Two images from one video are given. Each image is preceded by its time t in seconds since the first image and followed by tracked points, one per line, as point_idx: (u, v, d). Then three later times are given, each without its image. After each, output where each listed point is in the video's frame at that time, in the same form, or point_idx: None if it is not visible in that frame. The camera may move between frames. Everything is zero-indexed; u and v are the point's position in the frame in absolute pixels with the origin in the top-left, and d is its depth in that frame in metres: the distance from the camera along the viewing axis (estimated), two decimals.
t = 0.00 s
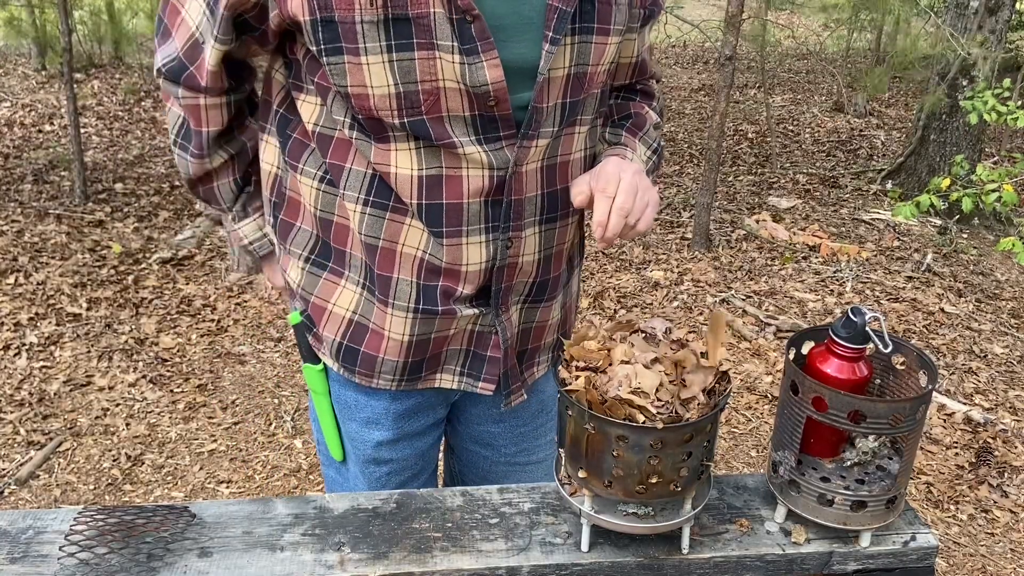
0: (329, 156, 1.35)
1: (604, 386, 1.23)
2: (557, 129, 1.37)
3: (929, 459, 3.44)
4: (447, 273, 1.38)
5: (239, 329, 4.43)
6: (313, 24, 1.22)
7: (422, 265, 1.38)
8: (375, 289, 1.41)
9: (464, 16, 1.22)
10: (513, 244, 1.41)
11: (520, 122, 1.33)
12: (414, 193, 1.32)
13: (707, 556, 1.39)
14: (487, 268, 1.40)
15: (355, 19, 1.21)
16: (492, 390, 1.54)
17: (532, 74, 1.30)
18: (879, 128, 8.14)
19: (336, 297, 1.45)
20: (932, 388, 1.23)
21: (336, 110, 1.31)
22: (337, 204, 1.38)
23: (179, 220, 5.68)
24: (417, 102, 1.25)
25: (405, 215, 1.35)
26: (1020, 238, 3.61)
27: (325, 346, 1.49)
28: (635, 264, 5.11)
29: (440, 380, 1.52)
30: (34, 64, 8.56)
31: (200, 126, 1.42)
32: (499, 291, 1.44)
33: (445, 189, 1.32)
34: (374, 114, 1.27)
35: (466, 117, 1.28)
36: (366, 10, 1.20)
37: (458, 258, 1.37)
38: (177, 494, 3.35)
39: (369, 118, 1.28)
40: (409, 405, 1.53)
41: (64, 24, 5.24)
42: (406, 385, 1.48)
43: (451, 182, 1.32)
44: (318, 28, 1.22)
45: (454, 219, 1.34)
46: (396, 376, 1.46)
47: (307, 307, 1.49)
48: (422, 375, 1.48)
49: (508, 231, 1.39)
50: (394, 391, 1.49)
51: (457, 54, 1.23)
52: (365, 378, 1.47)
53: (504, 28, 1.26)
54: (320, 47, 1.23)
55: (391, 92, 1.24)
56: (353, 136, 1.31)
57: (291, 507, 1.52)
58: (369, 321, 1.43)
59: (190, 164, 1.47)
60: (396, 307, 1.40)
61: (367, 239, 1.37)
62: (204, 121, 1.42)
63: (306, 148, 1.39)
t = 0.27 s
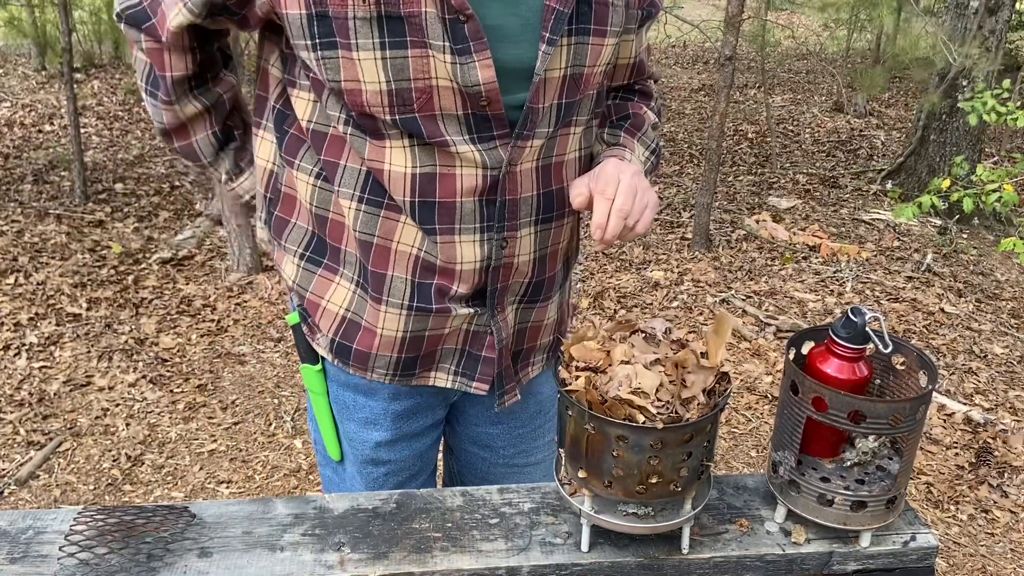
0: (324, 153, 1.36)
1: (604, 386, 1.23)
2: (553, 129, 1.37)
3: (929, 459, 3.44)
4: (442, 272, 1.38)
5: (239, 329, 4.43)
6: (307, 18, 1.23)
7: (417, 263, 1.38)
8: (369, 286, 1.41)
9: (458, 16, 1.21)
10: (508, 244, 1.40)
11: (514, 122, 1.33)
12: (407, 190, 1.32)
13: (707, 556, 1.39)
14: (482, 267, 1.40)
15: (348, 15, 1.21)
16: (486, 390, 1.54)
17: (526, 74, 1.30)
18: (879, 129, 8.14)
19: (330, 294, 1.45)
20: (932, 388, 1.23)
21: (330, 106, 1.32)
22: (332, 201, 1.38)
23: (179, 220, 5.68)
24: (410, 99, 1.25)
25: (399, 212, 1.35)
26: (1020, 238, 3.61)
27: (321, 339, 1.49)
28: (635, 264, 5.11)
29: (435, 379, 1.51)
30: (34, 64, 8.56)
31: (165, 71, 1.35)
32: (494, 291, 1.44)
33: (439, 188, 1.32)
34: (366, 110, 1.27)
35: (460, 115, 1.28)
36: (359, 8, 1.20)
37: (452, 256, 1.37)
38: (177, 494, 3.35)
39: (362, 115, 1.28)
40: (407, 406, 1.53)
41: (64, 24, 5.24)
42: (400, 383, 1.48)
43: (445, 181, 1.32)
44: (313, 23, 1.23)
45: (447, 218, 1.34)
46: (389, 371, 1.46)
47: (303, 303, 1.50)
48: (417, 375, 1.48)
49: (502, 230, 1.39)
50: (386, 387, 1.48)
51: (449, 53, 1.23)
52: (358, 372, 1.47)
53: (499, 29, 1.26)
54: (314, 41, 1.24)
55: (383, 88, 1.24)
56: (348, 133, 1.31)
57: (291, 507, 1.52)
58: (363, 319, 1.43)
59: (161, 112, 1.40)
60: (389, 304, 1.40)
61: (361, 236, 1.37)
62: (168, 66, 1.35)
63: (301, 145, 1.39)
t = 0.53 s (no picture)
0: (317, 147, 1.37)
1: (604, 386, 1.23)
2: (547, 126, 1.37)
3: (929, 459, 3.44)
4: (436, 266, 1.39)
5: (239, 329, 4.43)
6: (298, 13, 1.26)
7: (412, 257, 1.38)
8: (364, 280, 1.41)
9: (441, 11, 1.21)
10: (502, 240, 1.40)
11: (504, 116, 1.32)
12: (398, 184, 1.33)
13: (707, 556, 1.39)
14: (475, 263, 1.40)
15: (335, 10, 1.23)
16: (482, 387, 1.52)
17: (518, 72, 1.29)
18: (879, 129, 8.14)
19: (326, 288, 1.45)
20: (932, 388, 1.23)
21: (321, 100, 1.33)
22: (327, 195, 1.39)
23: (179, 220, 5.68)
24: (398, 94, 1.26)
25: (393, 206, 1.35)
26: (1020, 238, 3.61)
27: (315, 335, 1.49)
28: (635, 264, 5.11)
29: (430, 375, 1.50)
30: (34, 64, 8.57)
31: (181, 61, 1.47)
32: (489, 288, 1.43)
33: (430, 182, 1.33)
34: (356, 104, 1.29)
35: (449, 110, 1.28)
36: (345, 2, 1.22)
37: (445, 250, 1.37)
38: (177, 494, 3.35)
39: (352, 108, 1.30)
40: (410, 407, 1.53)
41: (65, 23, 5.24)
42: (395, 379, 1.47)
43: (435, 175, 1.32)
44: (303, 17, 1.26)
45: (438, 212, 1.35)
46: (385, 368, 1.45)
47: (298, 297, 1.50)
48: (411, 371, 1.47)
49: (496, 226, 1.38)
50: (383, 384, 1.48)
51: (434, 49, 1.22)
52: (352, 370, 1.47)
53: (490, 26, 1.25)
54: (305, 35, 1.27)
55: (371, 83, 1.26)
56: (340, 126, 1.33)
57: (291, 507, 1.52)
58: (358, 313, 1.43)
59: (181, 101, 1.54)
60: (384, 298, 1.40)
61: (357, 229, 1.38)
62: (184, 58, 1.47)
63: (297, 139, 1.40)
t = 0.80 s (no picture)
0: (308, 143, 1.38)
1: (604, 386, 1.23)
2: (537, 124, 1.36)
3: (929, 459, 3.44)
4: (424, 263, 1.39)
5: (239, 329, 4.43)
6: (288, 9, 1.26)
7: (400, 253, 1.38)
8: (349, 275, 1.41)
9: (430, 5, 1.21)
10: (490, 239, 1.40)
11: (492, 112, 1.32)
12: (384, 179, 1.33)
13: (708, 556, 1.39)
14: (462, 261, 1.39)
15: (324, 6, 1.23)
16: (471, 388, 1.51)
17: (508, 68, 1.29)
18: (879, 129, 8.14)
19: (316, 285, 1.46)
20: (932, 388, 1.23)
21: (311, 96, 1.34)
22: (317, 192, 1.39)
23: (180, 220, 5.69)
24: (386, 89, 1.26)
25: (381, 203, 1.35)
26: (1020, 238, 3.61)
27: (304, 332, 1.49)
28: (635, 264, 5.11)
29: (418, 375, 1.49)
30: (34, 64, 8.58)
31: (214, 103, 1.50)
32: (477, 287, 1.42)
33: (417, 178, 1.33)
34: (345, 99, 1.29)
35: (438, 106, 1.28)
36: None
37: (432, 247, 1.37)
38: (177, 494, 3.35)
39: (341, 103, 1.30)
40: (403, 406, 1.53)
41: (65, 23, 5.25)
42: (384, 377, 1.47)
43: (423, 172, 1.32)
44: (292, 12, 1.26)
45: (425, 209, 1.35)
46: (371, 367, 1.45)
47: (287, 294, 1.50)
48: (400, 370, 1.47)
49: (483, 224, 1.38)
50: (373, 382, 1.48)
51: (422, 42, 1.23)
52: (339, 368, 1.47)
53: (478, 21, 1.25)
54: (295, 30, 1.27)
55: (359, 77, 1.26)
56: (329, 122, 1.33)
57: (291, 507, 1.52)
58: (346, 311, 1.43)
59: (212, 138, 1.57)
60: (370, 294, 1.40)
61: (344, 226, 1.38)
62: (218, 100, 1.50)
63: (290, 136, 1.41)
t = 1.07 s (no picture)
0: (304, 143, 1.38)
1: (604, 385, 1.23)
2: (533, 122, 1.36)
3: (929, 459, 3.44)
4: (419, 263, 1.39)
5: (239, 329, 4.43)
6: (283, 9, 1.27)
7: (395, 253, 1.38)
8: (344, 275, 1.41)
9: (424, 4, 1.21)
10: (486, 238, 1.40)
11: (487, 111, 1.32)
12: (380, 178, 1.33)
13: (707, 557, 1.39)
14: (458, 260, 1.39)
15: (318, 6, 1.23)
16: (468, 388, 1.51)
17: (502, 67, 1.29)
18: (879, 129, 8.14)
19: (312, 284, 1.46)
20: (932, 388, 1.23)
21: (308, 96, 1.34)
22: (313, 192, 1.39)
23: (179, 220, 5.69)
24: (381, 89, 1.26)
25: (377, 202, 1.35)
26: (1020, 238, 3.61)
27: (302, 331, 1.49)
28: (635, 264, 5.11)
29: (416, 374, 1.49)
30: (34, 64, 8.58)
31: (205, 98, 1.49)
32: (473, 286, 1.42)
33: (414, 177, 1.33)
34: (340, 100, 1.29)
35: (432, 105, 1.28)
36: None
37: (426, 246, 1.37)
38: (177, 495, 3.35)
39: (337, 103, 1.30)
40: (402, 405, 1.53)
41: (65, 23, 5.24)
42: (380, 376, 1.47)
43: (418, 171, 1.32)
44: (287, 13, 1.26)
45: (421, 208, 1.35)
46: (368, 365, 1.45)
47: (283, 293, 1.50)
48: (397, 369, 1.47)
49: (479, 222, 1.38)
50: (370, 380, 1.47)
51: (416, 41, 1.23)
52: (338, 364, 1.47)
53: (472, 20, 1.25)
54: (290, 31, 1.27)
55: (354, 77, 1.26)
56: (325, 123, 1.33)
57: (291, 507, 1.52)
58: (341, 310, 1.43)
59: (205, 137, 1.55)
60: (365, 294, 1.40)
61: (340, 226, 1.38)
62: (208, 95, 1.49)
63: (286, 136, 1.41)
